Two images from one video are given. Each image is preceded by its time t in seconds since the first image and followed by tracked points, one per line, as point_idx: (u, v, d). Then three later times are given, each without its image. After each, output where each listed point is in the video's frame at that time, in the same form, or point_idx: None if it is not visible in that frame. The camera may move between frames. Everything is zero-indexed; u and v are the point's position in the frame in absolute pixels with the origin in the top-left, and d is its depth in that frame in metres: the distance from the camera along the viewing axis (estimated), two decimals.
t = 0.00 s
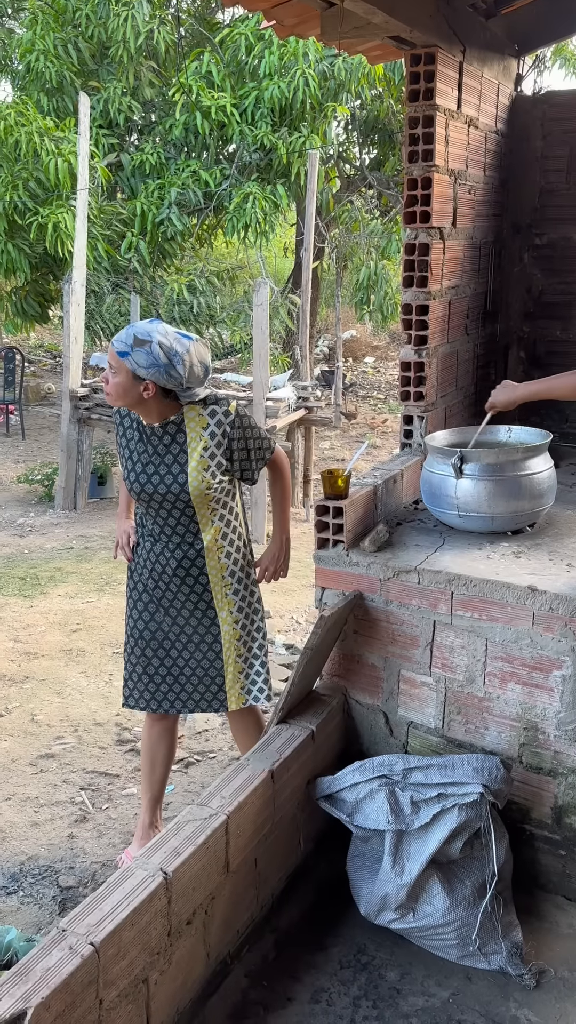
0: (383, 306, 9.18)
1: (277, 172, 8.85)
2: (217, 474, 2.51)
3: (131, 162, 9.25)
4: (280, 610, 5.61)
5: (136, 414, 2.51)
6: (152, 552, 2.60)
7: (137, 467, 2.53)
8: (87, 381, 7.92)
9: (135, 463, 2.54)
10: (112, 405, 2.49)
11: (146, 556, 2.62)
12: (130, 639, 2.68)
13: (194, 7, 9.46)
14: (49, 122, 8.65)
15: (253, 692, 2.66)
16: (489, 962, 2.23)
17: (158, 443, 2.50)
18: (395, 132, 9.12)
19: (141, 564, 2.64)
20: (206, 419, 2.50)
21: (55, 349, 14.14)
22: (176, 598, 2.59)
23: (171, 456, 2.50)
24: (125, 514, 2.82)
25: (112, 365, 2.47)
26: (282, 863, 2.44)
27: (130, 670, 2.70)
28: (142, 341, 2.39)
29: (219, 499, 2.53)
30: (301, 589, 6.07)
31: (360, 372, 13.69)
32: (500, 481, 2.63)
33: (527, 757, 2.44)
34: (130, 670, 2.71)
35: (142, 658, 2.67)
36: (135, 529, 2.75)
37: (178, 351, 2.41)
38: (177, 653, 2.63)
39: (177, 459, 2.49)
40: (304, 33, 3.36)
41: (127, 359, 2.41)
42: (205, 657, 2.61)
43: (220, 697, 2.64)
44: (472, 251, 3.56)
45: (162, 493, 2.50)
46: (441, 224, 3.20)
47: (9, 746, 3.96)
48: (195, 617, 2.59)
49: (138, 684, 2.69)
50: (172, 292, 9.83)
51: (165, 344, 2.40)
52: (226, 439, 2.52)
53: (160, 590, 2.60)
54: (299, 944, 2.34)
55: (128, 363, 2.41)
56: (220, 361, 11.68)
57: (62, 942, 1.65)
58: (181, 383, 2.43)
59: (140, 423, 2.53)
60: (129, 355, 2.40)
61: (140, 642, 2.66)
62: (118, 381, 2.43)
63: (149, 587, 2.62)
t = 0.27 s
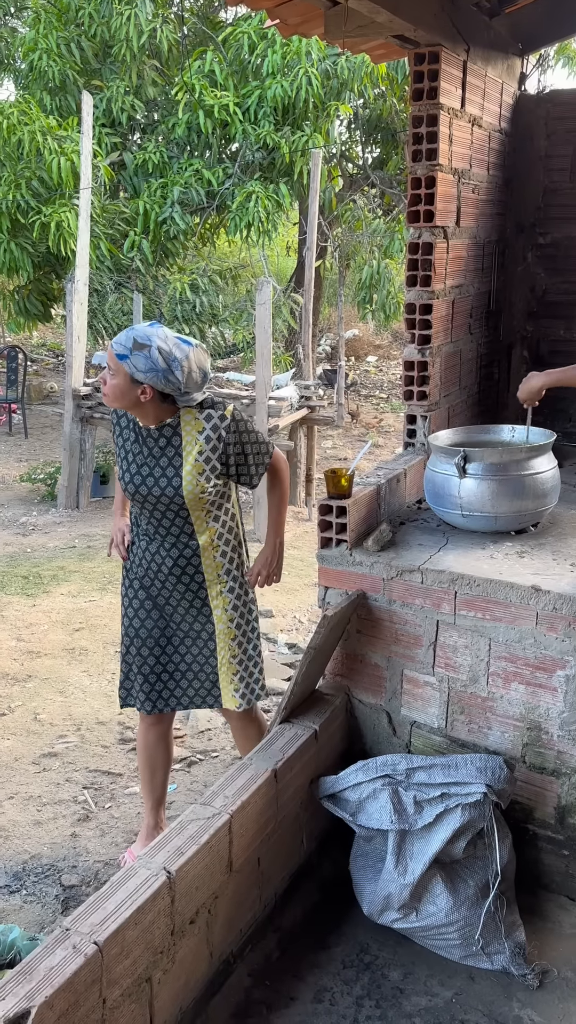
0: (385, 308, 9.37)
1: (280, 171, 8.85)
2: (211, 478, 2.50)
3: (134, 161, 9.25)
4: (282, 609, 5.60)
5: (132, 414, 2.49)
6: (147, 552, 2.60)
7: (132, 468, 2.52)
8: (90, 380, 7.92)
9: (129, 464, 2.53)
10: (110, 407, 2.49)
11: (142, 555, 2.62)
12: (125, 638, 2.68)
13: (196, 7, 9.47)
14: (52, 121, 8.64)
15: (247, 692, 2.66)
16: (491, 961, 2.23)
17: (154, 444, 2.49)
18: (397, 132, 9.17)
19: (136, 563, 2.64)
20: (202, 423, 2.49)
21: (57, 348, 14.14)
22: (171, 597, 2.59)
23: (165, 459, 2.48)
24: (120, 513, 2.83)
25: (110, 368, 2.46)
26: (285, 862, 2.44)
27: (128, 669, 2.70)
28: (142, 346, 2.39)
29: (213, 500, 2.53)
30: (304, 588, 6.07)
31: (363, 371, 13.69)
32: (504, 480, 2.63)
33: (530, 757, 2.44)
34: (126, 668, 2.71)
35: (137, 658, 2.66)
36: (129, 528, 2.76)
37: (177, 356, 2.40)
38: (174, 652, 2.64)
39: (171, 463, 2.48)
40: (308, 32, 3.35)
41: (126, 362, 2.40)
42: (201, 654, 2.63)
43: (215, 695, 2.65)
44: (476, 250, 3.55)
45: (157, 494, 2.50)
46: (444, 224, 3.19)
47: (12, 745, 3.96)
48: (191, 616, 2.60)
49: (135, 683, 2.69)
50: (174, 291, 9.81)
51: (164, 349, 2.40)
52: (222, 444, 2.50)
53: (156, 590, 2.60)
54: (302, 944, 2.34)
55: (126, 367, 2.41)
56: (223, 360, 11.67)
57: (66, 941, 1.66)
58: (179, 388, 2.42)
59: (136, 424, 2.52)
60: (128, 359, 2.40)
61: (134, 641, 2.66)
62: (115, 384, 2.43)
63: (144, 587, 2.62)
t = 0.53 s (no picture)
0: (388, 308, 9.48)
1: (283, 170, 8.85)
2: (232, 478, 2.50)
3: (137, 161, 9.26)
4: (285, 609, 5.60)
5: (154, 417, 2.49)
6: (171, 552, 2.61)
7: (155, 470, 2.52)
8: (93, 379, 7.92)
9: (152, 465, 2.53)
10: (130, 410, 2.48)
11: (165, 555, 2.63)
12: (145, 636, 2.68)
13: (200, 6, 9.47)
14: (55, 120, 8.64)
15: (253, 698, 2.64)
16: (496, 961, 2.22)
17: (177, 446, 2.50)
18: (401, 132, 9.06)
19: (160, 562, 2.65)
20: (222, 423, 2.50)
21: (60, 347, 14.15)
22: (194, 596, 2.60)
23: (188, 461, 2.49)
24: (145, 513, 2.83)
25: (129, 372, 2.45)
26: (290, 862, 2.44)
27: (145, 667, 2.70)
28: (160, 348, 2.38)
29: (236, 500, 2.53)
30: (307, 587, 6.07)
31: (365, 370, 13.69)
32: (509, 480, 2.63)
33: (535, 757, 2.43)
34: (144, 667, 2.70)
35: (157, 656, 2.67)
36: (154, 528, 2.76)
37: (196, 357, 2.40)
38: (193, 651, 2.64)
39: (193, 464, 2.49)
40: (312, 31, 3.35)
41: (145, 365, 2.39)
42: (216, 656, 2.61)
43: (225, 700, 2.62)
44: (480, 250, 3.55)
45: (181, 495, 2.50)
46: (449, 223, 3.19)
47: (16, 744, 3.97)
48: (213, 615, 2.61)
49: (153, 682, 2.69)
50: (177, 291, 9.78)
51: (183, 350, 2.39)
52: (242, 445, 2.51)
53: (179, 588, 2.61)
54: (306, 944, 2.34)
55: (146, 370, 2.40)
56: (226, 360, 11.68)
57: (71, 939, 1.66)
58: (199, 389, 2.41)
59: (157, 426, 2.52)
60: (148, 362, 2.39)
61: (154, 639, 2.66)
62: (136, 388, 2.42)
63: (167, 587, 2.63)
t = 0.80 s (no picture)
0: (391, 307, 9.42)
1: (286, 170, 8.85)
2: (255, 476, 2.50)
3: (140, 160, 9.26)
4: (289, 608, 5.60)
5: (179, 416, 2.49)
6: (193, 546, 2.61)
7: (179, 466, 2.53)
8: (96, 379, 7.93)
9: (176, 461, 2.54)
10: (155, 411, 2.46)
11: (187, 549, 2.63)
12: (162, 628, 2.69)
13: (203, 5, 9.48)
14: (58, 120, 8.64)
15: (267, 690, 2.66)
16: (500, 962, 2.22)
17: (200, 443, 2.50)
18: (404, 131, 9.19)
19: (182, 556, 2.65)
20: (246, 422, 2.49)
21: (63, 347, 14.17)
22: (215, 592, 2.60)
23: (212, 457, 2.49)
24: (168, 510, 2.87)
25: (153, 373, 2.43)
26: (293, 862, 2.44)
27: (161, 659, 2.70)
28: (186, 349, 2.36)
29: (258, 497, 2.54)
30: (311, 587, 6.07)
31: (368, 370, 13.68)
32: (513, 480, 2.62)
33: (539, 757, 2.43)
34: (160, 660, 2.70)
35: (174, 648, 2.67)
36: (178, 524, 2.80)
37: (222, 357, 2.38)
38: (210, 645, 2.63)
39: (217, 460, 2.49)
40: (316, 30, 3.35)
41: (171, 366, 2.37)
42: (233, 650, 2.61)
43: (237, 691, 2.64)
44: (485, 249, 3.54)
45: (204, 489, 2.51)
46: (454, 222, 3.18)
47: (19, 743, 3.97)
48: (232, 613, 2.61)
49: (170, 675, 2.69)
50: (180, 291, 9.79)
51: (209, 351, 2.37)
52: (266, 444, 2.50)
53: (199, 582, 2.62)
54: (309, 944, 2.34)
55: (172, 371, 2.38)
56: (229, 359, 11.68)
57: (75, 939, 1.66)
58: (225, 388, 2.40)
59: (182, 424, 2.52)
60: (174, 363, 2.36)
61: (172, 632, 2.66)
62: (161, 388, 2.40)
63: (188, 582, 2.63)
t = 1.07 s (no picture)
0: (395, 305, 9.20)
1: (290, 169, 8.85)
2: (253, 473, 2.50)
3: (144, 160, 9.27)
4: (292, 608, 5.60)
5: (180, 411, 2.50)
6: (187, 545, 2.62)
7: (176, 464, 2.53)
8: (99, 378, 7.93)
9: (174, 459, 2.54)
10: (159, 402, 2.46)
11: (182, 548, 2.64)
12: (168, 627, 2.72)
13: (207, 4, 9.49)
14: (62, 119, 8.64)
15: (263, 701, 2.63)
16: (504, 962, 2.22)
17: (199, 441, 2.50)
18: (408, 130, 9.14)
19: (177, 554, 2.66)
20: (245, 419, 2.50)
21: (67, 347, 14.18)
22: (208, 592, 2.60)
23: (210, 453, 2.49)
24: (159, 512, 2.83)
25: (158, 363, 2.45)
26: (296, 862, 2.44)
27: (171, 657, 2.75)
28: (195, 337, 2.39)
29: (255, 497, 2.53)
30: (314, 587, 6.07)
31: (371, 370, 13.68)
32: (518, 480, 2.62)
33: (543, 758, 2.43)
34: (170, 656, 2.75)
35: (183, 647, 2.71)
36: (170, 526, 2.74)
37: (229, 347, 2.43)
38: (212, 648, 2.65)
39: (216, 456, 2.49)
40: (322, 29, 3.35)
41: (180, 354, 2.39)
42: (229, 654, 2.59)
43: (233, 701, 2.59)
44: (489, 249, 3.54)
45: (199, 489, 2.51)
46: (459, 221, 3.18)
47: (23, 742, 3.97)
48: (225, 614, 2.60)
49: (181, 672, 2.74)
50: (184, 290, 9.79)
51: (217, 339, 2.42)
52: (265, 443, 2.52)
53: (193, 582, 2.62)
54: (313, 944, 2.34)
55: (179, 360, 2.40)
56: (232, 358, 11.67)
57: (79, 939, 1.66)
58: (229, 379, 2.45)
59: (182, 422, 2.52)
60: (182, 351, 2.39)
61: (177, 632, 2.70)
62: (168, 378, 2.42)
63: (183, 580, 2.65)
